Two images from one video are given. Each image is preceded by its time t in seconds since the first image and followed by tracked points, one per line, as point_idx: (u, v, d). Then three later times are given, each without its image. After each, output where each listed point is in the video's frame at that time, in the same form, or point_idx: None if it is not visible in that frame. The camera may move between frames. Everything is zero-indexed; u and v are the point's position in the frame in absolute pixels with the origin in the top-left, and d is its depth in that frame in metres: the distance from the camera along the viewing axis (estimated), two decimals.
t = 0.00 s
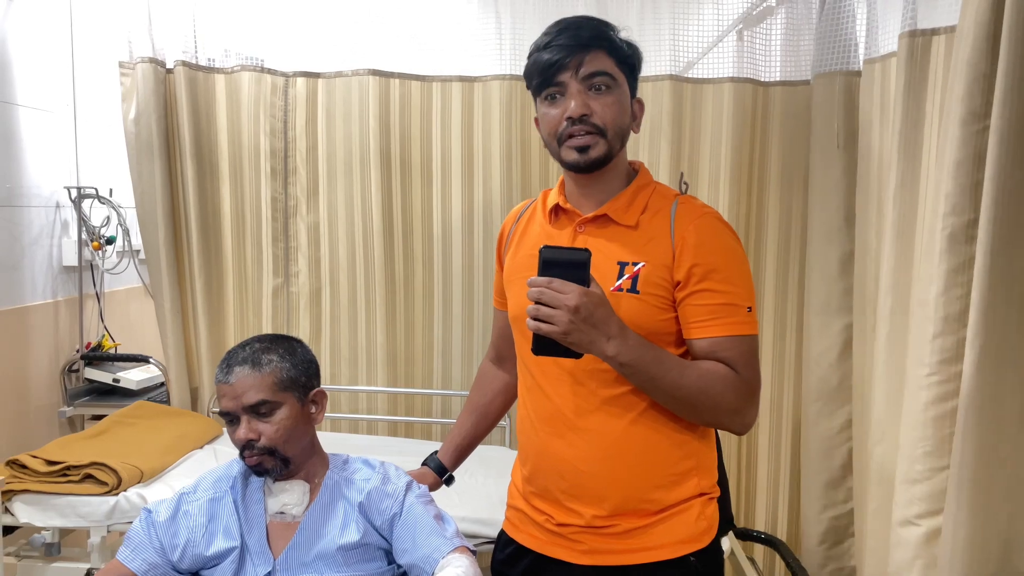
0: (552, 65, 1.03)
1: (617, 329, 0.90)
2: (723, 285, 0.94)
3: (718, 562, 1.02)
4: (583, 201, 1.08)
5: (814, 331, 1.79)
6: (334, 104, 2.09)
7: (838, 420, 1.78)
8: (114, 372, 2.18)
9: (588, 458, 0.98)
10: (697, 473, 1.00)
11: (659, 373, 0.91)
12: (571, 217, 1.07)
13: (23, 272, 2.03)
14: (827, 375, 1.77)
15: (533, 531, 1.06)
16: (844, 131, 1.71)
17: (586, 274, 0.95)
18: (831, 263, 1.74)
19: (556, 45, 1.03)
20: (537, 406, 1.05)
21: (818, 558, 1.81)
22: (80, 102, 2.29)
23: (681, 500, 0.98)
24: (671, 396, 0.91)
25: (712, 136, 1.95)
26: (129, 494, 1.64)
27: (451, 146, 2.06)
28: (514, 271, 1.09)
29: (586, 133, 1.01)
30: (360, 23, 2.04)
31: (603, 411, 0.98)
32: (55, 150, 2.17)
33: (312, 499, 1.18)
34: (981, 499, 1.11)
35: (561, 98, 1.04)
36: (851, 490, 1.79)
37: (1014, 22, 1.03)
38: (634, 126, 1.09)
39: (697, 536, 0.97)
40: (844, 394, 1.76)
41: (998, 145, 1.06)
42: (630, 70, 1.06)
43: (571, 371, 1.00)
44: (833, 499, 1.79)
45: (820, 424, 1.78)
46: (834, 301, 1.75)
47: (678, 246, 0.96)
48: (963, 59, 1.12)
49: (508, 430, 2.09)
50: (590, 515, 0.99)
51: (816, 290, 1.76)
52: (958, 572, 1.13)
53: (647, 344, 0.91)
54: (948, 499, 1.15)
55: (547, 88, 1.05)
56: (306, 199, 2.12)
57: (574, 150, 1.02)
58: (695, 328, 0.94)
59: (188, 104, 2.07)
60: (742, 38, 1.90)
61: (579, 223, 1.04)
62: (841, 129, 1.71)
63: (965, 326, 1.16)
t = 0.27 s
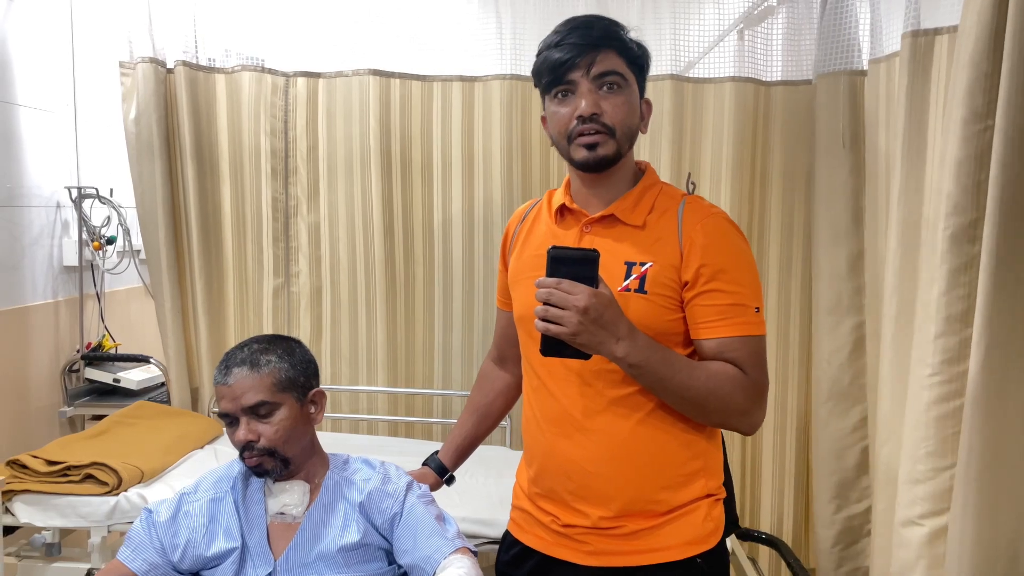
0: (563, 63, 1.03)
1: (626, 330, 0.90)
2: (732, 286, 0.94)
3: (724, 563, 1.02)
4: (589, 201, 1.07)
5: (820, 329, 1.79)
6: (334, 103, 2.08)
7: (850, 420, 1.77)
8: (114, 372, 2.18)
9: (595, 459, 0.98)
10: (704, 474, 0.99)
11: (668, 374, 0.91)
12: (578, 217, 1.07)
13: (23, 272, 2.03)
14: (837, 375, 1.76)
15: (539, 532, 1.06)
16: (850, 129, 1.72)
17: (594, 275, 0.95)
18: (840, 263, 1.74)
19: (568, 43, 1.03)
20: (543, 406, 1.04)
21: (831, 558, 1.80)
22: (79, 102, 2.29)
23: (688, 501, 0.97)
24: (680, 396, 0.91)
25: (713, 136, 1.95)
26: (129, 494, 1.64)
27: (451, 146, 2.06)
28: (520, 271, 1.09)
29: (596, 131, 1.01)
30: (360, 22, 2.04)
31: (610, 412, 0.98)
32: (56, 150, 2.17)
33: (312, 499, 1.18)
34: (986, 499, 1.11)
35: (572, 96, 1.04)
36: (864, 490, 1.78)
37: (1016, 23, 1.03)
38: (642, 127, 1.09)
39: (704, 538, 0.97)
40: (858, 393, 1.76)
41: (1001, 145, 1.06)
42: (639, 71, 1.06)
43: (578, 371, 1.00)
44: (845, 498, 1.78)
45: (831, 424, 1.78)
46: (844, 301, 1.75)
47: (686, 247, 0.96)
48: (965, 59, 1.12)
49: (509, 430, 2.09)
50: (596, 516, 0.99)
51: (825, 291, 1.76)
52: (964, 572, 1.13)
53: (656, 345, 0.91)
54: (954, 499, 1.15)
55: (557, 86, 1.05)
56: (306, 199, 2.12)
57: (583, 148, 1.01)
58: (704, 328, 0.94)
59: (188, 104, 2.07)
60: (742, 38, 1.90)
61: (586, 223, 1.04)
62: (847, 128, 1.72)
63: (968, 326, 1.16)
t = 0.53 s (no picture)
0: (576, 57, 1.03)
1: (631, 331, 0.90)
2: (737, 286, 0.94)
3: (728, 565, 1.02)
4: (594, 200, 1.07)
5: (827, 328, 1.79)
6: (335, 103, 2.08)
7: (858, 421, 1.77)
8: (115, 372, 2.18)
9: (600, 459, 0.98)
10: (709, 475, 0.99)
11: (673, 375, 0.91)
12: (582, 216, 1.06)
13: (24, 272, 2.02)
14: (845, 376, 1.76)
15: (543, 533, 1.06)
16: (854, 129, 1.73)
17: (599, 274, 0.95)
18: (845, 262, 1.74)
19: (581, 37, 1.03)
20: (547, 407, 1.04)
21: (843, 557, 1.79)
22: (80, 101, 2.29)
23: (693, 503, 0.97)
24: (684, 397, 0.91)
25: (714, 136, 1.95)
26: (130, 494, 1.63)
27: (452, 146, 2.06)
28: (524, 270, 1.09)
29: (609, 124, 1.00)
30: (360, 22, 2.04)
31: (615, 412, 0.98)
32: (56, 150, 2.17)
33: (313, 500, 1.17)
34: (993, 500, 1.11)
35: (584, 89, 1.03)
36: (876, 490, 1.78)
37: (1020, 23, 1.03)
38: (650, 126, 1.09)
39: (709, 540, 0.97)
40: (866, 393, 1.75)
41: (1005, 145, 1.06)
42: (650, 70, 1.07)
43: (583, 372, 0.99)
44: (855, 496, 1.78)
45: (840, 425, 1.78)
46: (849, 300, 1.75)
47: (691, 247, 0.96)
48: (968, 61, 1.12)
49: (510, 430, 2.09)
50: (601, 517, 0.99)
51: (830, 291, 1.76)
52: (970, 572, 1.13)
53: (661, 345, 0.91)
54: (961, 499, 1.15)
55: (570, 80, 1.05)
56: (307, 199, 2.12)
57: (595, 141, 1.01)
58: (709, 328, 0.94)
59: (189, 104, 2.07)
60: (743, 38, 1.90)
61: (590, 222, 1.04)
62: (851, 128, 1.73)
63: (973, 326, 1.16)
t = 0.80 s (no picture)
0: (579, 57, 1.03)
1: (637, 331, 0.90)
2: (742, 285, 0.94)
3: (733, 566, 1.02)
4: (598, 200, 1.07)
5: (831, 328, 1.79)
6: (336, 103, 2.08)
7: (863, 420, 1.77)
8: (116, 372, 2.18)
9: (605, 461, 0.98)
10: (714, 477, 0.99)
11: (678, 375, 0.91)
12: (586, 216, 1.06)
13: (24, 272, 2.03)
14: (850, 374, 1.76)
15: (547, 534, 1.06)
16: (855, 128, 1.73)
17: (603, 274, 0.95)
18: (848, 262, 1.74)
19: (584, 38, 1.03)
20: (551, 408, 1.04)
21: (849, 557, 1.79)
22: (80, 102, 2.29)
23: (698, 504, 0.97)
24: (689, 397, 0.91)
25: (715, 136, 1.95)
26: (131, 493, 1.64)
27: (453, 146, 2.06)
28: (527, 270, 1.09)
29: (613, 125, 1.00)
30: (360, 22, 2.04)
31: (620, 414, 0.98)
32: (57, 150, 2.17)
33: (314, 500, 1.17)
34: (1000, 501, 1.11)
35: (587, 90, 1.03)
36: (880, 488, 1.77)
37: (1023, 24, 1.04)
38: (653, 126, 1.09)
39: (714, 541, 0.97)
40: (871, 392, 1.75)
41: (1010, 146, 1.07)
42: (653, 70, 1.07)
43: (588, 373, 0.99)
44: (861, 496, 1.76)
45: (846, 423, 1.77)
46: (854, 300, 1.75)
47: (696, 246, 0.96)
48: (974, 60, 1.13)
49: (511, 430, 2.09)
50: (606, 518, 0.99)
51: (835, 290, 1.76)
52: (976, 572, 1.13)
53: (666, 345, 0.91)
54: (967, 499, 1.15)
55: (572, 80, 1.04)
56: (308, 199, 2.12)
57: (599, 142, 1.01)
58: (715, 328, 0.94)
59: (190, 104, 2.07)
60: (744, 38, 1.90)
61: (593, 222, 1.04)
62: (852, 127, 1.72)
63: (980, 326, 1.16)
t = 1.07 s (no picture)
0: (583, 57, 1.03)
1: (642, 333, 0.90)
2: (749, 287, 0.94)
3: (739, 568, 1.02)
4: (603, 201, 1.07)
5: (832, 329, 1.79)
6: (338, 103, 2.09)
7: (864, 420, 1.78)
8: (117, 372, 2.18)
9: (610, 464, 0.98)
10: (720, 480, 1.00)
11: (684, 377, 0.91)
12: (591, 216, 1.06)
13: (26, 272, 2.03)
14: (850, 375, 1.77)
15: (552, 537, 1.06)
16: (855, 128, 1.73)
17: (609, 276, 0.95)
18: (849, 261, 1.74)
19: (587, 38, 1.03)
20: (556, 410, 1.04)
21: (849, 557, 1.81)
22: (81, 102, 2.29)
23: (704, 507, 0.98)
24: (694, 400, 0.91)
25: (716, 136, 1.95)
26: (132, 493, 1.64)
27: (454, 146, 2.06)
28: (532, 271, 1.09)
29: (618, 125, 1.00)
30: (360, 21, 2.04)
31: (626, 416, 0.98)
32: (58, 150, 2.17)
33: (314, 500, 1.18)
34: (1007, 501, 1.11)
35: (591, 90, 1.03)
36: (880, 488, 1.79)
37: None
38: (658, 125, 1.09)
39: (720, 544, 0.97)
40: (871, 392, 1.76)
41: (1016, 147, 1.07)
42: (657, 68, 1.07)
43: (593, 376, 1.00)
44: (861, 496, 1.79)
45: (845, 424, 1.78)
46: (854, 299, 1.75)
47: (702, 248, 0.96)
48: (979, 61, 1.14)
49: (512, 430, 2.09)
50: (612, 521, 0.99)
51: (834, 291, 1.77)
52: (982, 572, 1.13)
53: (672, 347, 0.91)
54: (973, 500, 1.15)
55: (576, 80, 1.04)
56: (310, 199, 2.12)
57: (603, 142, 1.01)
58: (721, 330, 0.94)
59: (191, 104, 2.07)
60: (745, 38, 1.90)
61: (598, 222, 1.04)
62: (853, 127, 1.72)
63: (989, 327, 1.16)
